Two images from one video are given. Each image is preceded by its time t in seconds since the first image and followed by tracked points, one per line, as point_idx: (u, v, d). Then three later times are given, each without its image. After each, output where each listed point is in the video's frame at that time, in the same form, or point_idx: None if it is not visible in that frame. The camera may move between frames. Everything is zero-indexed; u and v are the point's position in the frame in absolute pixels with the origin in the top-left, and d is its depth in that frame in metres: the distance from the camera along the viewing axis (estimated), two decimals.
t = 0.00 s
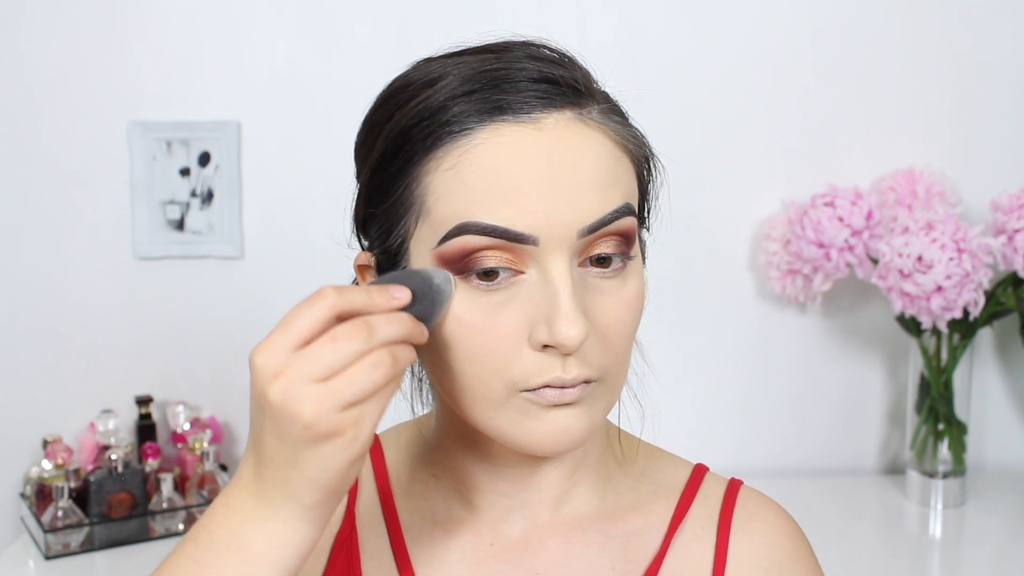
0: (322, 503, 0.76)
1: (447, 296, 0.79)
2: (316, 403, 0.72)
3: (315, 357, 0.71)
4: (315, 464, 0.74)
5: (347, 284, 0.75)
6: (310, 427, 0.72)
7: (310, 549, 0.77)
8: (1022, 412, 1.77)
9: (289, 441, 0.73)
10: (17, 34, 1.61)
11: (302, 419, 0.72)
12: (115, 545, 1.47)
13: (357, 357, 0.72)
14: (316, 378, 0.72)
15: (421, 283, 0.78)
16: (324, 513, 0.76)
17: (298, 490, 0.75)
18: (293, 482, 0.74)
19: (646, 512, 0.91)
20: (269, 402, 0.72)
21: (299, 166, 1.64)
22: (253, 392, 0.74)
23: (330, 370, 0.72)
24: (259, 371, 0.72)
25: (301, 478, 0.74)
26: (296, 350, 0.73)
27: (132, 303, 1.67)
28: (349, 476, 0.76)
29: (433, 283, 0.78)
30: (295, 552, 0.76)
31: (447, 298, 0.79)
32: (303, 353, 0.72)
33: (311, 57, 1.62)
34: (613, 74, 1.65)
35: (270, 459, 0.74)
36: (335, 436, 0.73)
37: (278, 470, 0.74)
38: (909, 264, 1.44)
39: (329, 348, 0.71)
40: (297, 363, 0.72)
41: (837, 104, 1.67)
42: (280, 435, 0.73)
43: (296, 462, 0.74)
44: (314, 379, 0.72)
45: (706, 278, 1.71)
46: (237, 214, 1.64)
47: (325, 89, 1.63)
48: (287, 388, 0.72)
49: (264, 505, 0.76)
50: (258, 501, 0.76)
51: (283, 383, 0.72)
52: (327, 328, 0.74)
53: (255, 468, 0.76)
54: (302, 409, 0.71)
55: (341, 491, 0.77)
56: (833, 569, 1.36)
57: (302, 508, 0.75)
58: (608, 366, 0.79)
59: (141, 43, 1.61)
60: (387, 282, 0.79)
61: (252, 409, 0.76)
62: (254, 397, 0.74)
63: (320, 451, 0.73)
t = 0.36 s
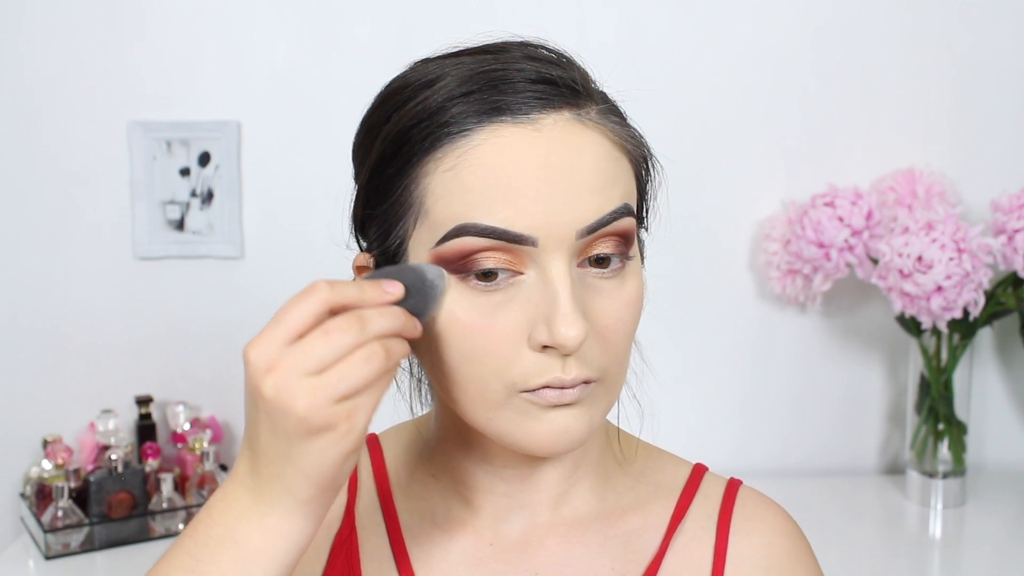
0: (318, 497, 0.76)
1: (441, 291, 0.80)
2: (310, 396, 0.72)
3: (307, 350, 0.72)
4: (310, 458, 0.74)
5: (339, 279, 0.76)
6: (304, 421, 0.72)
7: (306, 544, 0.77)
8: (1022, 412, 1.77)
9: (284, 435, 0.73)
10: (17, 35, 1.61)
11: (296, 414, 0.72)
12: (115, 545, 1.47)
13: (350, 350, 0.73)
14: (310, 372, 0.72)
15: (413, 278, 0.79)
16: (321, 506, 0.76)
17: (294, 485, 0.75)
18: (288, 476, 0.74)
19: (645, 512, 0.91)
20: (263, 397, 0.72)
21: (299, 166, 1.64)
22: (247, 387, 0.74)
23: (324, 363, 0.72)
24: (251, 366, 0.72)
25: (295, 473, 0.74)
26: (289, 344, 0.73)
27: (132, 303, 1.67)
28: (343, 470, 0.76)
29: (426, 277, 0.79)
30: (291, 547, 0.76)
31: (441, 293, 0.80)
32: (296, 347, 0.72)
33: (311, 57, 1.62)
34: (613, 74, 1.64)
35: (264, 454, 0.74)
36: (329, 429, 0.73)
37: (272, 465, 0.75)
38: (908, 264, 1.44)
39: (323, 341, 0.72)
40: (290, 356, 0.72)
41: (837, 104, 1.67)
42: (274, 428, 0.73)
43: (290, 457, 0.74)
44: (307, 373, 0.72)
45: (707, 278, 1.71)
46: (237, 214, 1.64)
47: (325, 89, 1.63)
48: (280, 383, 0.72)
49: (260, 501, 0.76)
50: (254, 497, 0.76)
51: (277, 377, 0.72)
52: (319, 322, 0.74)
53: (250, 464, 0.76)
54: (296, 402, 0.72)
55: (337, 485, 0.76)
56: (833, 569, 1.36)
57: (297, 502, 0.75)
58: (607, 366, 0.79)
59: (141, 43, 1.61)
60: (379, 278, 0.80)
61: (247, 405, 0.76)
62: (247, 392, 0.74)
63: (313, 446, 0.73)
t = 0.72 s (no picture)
0: (316, 494, 0.76)
1: (436, 286, 0.80)
2: (305, 392, 0.72)
3: (302, 345, 0.72)
4: (307, 455, 0.74)
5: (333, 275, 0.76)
6: (299, 417, 0.72)
7: (304, 541, 0.77)
8: (1022, 412, 1.77)
9: (280, 431, 0.73)
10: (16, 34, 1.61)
11: (291, 409, 0.72)
12: (115, 545, 1.47)
13: (343, 345, 0.73)
14: (304, 367, 0.72)
15: (408, 273, 0.79)
16: (318, 504, 0.76)
17: (291, 481, 0.75)
18: (285, 473, 0.75)
19: (646, 513, 0.91)
20: (258, 393, 0.73)
21: (299, 166, 1.64)
22: (243, 385, 0.74)
23: (319, 358, 0.72)
24: (247, 362, 0.73)
25: (292, 469, 0.74)
26: (282, 341, 0.73)
27: (131, 303, 1.67)
28: (340, 467, 0.76)
29: (421, 272, 0.79)
30: (289, 545, 0.76)
31: (436, 288, 0.80)
32: (290, 343, 0.73)
33: (311, 57, 1.62)
34: (613, 74, 1.64)
35: (261, 450, 0.75)
36: (325, 424, 0.73)
37: (269, 462, 0.75)
38: (908, 264, 1.44)
39: (316, 336, 0.72)
40: (284, 353, 0.72)
41: (837, 104, 1.67)
42: (270, 425, 0.73)
43: (286, 453, 0.74)
44: (302, 368, 0.72)
45: (707, 278, 1.71)
46: (237, 214, 1.64)
47: (325, 89, 1.63)
48: (275, 378, 0.72)
49: (259, 499, 0.76)
50: (251, 495, 0.76)
51: (271, 373, 0.72)
52: (313, 318, 0.75)
53: (248, 462, 0.76)
54: (291, 398, 0.72)
55: (334, 482, 0.77)
56: (834, 569, 1.36)
57: (294, 499, 0.75)
58: (608, 368, 0.79)
59: (141, 43, 1.61)
60: (374, 274, 0.80)
61: (243, 404, 0.76)
62: (243, 390, 0.74)
63: (310, 441, 0.74)
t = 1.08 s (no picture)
0: (314, 492, 0.76)
1: (431, 283, 0.80)
2: (301, 388, 0.73)
3: (297, 342, 0.73)
4: (304, 451, 0.74)
5: (328, 274, 0.77)
6: (296, 413, 0.73)
7: (303, 540, 0.77)
8: (1022, 412, 1.77)
9: (277, 429, 0.74)
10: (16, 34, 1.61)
11: (288, 405, 0.73)
12: (115, 545, 1.47)
13: (339, 341, 0.74)
14: (300, 363, 0.73)
15: (402, 270, 0.80)
16: (316, 502, 0.77)
17: (289, 479, 0.75)
18: (283, 471, 0.75)
19: (645, 513, 0.91)
20: (255, 391, 0.73)
21: (299, 167, 1.64)
22: (240, 384, 0.75)
23: (315, 354, 0.73)
24: (244, 360, 0.74)
25: (289, 466, 0.75)
26: (278, 338, 0.74)
27: (131, 303, 1.67)
28: (338, 464, 0.76)
29: (416, 269, 0.79)
30: (288, 543, 0.76)
31: (430, 285, 0.80)
32: (286, 340, 0.74)
33: (312, 58, 1.62)
34: (614, 75, 1.64)
35: (259, 448, 0.75)
36: (321, 420, 0.74)
37: (266, 459, 0.75)
38: (908, 264, 1.44)
39: (312, 332, 0.73)
40: (280, 349, 0.73)
41: (836, 104, 1.67)
42: (268, 423, 0.74)
43: (283, 450, 0.74)
44: (298, 365, 0.73)
45: (707, 278, 1.71)
46: (237, 213, 1.64)
47: (325, 89, 1.63)
48: (272, 376, 0.73)
49: (256, 498, 0.76)
50: (249, 492, 0.76)
51: (267, 370, 0.73)
52: (308, 316, 0.75)
53: (245, 460, 0.77)
54: (287, 394, 0.73)
55: (332, 480, 0.77)
56: (834, 569, 1.36)
57: (292, 497, 0.75)
58: (608, 369, 0.79)
59: (141, 43, 1.61)
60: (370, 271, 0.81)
61: (241, 403, 0.76)
62: (240, 389, 0.75)
63: (307, 438, 0.74)
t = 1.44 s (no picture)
0: (315, 495, 0.76)
1: (426, 283, 0.79)
2: (299, 392, 0.72)
3: (294, 346, 0.72)
4: (303, 455, 0.74)
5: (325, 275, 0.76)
6: (294, 418, 0.72)
7: (304, 542, 0.77)
8: (1022, 411, 1.77)
9: (276, 433, 0.73)
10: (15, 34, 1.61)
11: (286, 410, 0.72)
12: (115, 545, 1.47)
13: (337, 345, 0.73)
14: (298, 368, 0.72)
15: (398, 272, 0.79)
16: (317, 504, 0.76)
17: (289, 483, 0.75)
18: (283, 475, 0.74)
19: (645, 513, 0.91)
20: (254, 396, 0.73)
21: (299, 167, 1.64)
22: (239, 388, 0.74)
23: (313, 359, 0.72)
24: (241, 365, 0.73)
25: (289, 470, 0.74)
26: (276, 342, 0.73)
27: (131, 303, 1.67)
28: (338, 466, 0.76)
29: (411, 270, 0.79)
30: (290, 546, 0.76)
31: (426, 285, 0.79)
32: (284, 344, 0.73)
33: (312, 58, 1.62)
34: (614, 75, 1.64)
35: (259, 451, 0.75)
36: (320, 425, 0.73)
37: (266, 463, 0.75)
38: (908, 264, 1.44)
39: (309, 336, 0.72)
40: (278, 354, 0.73)
41: (836, 104, 1.67)
42: (266, 427, 0.73)
43: (283, 454, 0.74)
44: (296, 369, 0.72)
45: (707, 278, 1.71)
46: (237, 213, 1.64)
47: (325, 89, 1.63)
48: (270, 381, 0.72)
49: (257, 503, 0.76)
50: (251, 497, 0.76)
51: (265, 375, 0.72)
52: (306, 318, 0.74)
53: (246, 464, 0.76)
54: (285, 399, 0.72)
55: (333, 482, 0.77)
56: (834, 569, 1.36)
57: (294, 501, 0.75)
58: (609, 370, 0.79)
59: (141, 43, 1.61)
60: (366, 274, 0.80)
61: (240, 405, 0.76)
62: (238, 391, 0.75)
63: (306, 442, 0.74)
